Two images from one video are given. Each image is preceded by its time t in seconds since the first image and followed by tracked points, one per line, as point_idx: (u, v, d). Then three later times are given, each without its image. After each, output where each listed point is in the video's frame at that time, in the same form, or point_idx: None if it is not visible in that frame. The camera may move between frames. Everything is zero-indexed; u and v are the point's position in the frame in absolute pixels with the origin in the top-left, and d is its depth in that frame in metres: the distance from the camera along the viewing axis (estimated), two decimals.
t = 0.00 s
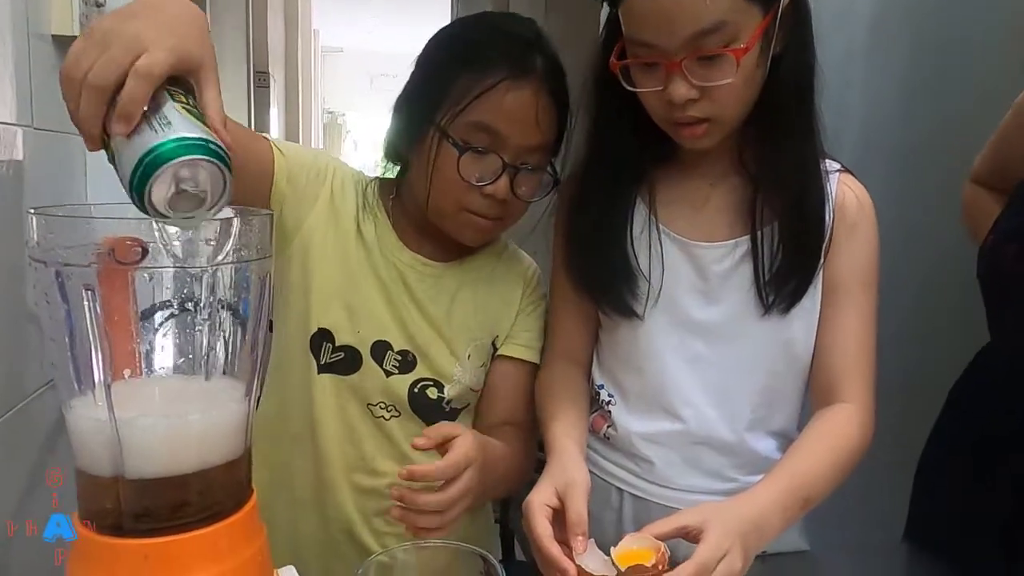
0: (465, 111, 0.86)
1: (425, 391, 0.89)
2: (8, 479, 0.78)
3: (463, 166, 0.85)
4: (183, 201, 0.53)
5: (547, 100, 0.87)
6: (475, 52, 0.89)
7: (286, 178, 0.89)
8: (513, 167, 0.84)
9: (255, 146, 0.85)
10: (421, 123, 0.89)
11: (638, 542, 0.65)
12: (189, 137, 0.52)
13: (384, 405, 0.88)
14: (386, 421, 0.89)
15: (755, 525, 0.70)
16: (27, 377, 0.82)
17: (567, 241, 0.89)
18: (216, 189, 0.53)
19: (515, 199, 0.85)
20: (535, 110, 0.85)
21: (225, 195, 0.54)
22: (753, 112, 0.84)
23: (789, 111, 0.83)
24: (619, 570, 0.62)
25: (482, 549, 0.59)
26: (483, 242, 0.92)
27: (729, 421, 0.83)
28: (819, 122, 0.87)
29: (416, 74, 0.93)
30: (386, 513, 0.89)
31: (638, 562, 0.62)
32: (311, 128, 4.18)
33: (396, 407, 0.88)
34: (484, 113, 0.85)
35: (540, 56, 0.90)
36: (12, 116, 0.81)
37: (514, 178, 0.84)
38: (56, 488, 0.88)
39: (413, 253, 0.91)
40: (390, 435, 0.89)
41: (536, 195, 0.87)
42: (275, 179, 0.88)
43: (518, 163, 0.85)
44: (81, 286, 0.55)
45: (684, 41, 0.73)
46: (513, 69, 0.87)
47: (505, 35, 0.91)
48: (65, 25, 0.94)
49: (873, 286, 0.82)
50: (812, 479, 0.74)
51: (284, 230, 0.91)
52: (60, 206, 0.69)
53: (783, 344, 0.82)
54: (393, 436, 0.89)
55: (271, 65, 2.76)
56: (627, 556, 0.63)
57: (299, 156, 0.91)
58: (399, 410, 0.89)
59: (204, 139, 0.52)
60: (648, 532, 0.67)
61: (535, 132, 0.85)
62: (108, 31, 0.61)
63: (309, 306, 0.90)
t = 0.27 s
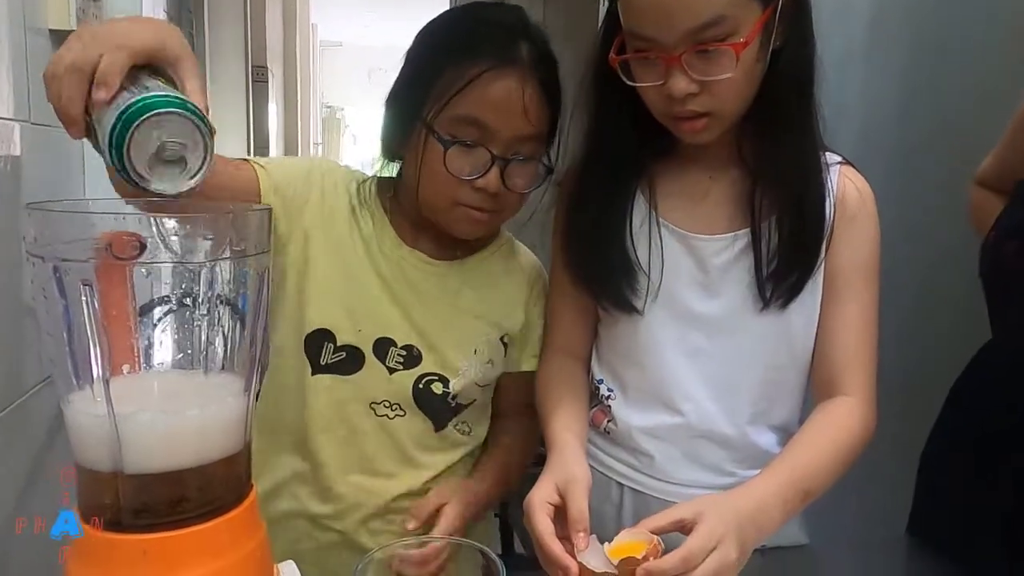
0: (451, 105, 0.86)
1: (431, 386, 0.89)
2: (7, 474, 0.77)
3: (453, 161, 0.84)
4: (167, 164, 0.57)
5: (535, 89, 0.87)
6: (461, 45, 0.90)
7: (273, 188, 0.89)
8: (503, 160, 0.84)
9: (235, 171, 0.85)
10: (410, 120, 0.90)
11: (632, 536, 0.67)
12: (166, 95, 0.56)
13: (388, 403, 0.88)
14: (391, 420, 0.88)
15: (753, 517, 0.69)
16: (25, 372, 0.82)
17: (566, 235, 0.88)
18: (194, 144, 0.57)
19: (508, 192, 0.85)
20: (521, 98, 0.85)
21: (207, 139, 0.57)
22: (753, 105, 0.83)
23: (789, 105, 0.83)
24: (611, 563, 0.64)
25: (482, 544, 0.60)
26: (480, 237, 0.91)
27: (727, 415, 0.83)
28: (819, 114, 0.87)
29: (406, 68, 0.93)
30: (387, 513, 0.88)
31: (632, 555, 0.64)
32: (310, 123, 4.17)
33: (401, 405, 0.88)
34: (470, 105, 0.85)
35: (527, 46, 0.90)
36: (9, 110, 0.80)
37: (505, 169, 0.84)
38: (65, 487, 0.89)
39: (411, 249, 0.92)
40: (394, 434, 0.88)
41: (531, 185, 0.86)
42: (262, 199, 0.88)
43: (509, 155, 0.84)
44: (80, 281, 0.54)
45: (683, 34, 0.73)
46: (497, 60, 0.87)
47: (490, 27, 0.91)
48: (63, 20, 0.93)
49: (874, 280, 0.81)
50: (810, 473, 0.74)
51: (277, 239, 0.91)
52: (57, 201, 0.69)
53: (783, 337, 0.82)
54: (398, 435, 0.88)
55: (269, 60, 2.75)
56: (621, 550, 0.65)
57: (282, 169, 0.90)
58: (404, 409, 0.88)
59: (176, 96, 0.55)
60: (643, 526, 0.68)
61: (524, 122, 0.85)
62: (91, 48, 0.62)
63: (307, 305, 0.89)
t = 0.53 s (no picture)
0: (432, 101, 0.85)
1: (437, 382, 0.88)
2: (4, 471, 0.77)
3: (437, 158, 0.84)
4: (105, 171, 0.50)
5: (518, 79, 0.86)
6: (442, 36, 0.89)
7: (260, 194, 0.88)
8: (487, 154, 0.83)
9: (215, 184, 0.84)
10: (398, 115, 0.89)
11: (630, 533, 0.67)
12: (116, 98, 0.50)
13: (396, 404, 0.87)
14: (398, 422, 0.87)
15: (752, 511, 0.69)
16: (22, 369, 0.81)
17: (564, 229, 0.88)
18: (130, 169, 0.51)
19: (496, 186, 0.84)
20: (502, 88, 0.84)
21: (154, 176, 0.51)
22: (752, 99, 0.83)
23: (789, 97, 0.82)
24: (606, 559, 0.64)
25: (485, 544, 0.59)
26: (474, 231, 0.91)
27: (725, 410, 0.82)
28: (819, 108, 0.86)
29: (391, 62, 0.93)
30: (390, 517, 0.87)
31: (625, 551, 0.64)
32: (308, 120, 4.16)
33: (408, 406, 0.87)
34: (449, 102, 0.84)
35: (508, 34, 0.89)
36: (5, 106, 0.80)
37: (490, 164, 0.83)
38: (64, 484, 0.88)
39: (408, 244, 0.92)
40: (400, 438, 0.87)
41: (520, 178, 0.86)
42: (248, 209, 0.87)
43: (495, 148, 0.84)
44: (74, 277, 0.54)
45: (682, 29, 0.73)
46: (478, 52, 0.86)
47: (471, 17, 0.90)
48: (59, 15, 0.93)
49: (875, 274, 0.81)
50: (810, 467, 0.73)
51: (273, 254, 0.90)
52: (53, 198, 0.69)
53: (784, 330, 0.81)
54: (404, 439, 0.87)
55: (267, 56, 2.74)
56: (616, 547, 0.66)
57: (268, 183, 0.90)
58: (412, 410, 0.87)
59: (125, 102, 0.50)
60: (641, 524, 0.68)
61: (507, 113, 0.84)
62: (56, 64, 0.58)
63: (307, 306, 0.88)
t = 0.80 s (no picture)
0: (411, 81, 0.83)
1: (422, 369, 0.87)
2: None
3: (419, 140, 0.82)
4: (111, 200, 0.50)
5: (498, 57, 0.84)
6: (416, 15, 0.87)
7: (249, 163, 0.86)
8: (471, 136, 0.81)
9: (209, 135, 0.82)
10: (376, 97, 0.87)
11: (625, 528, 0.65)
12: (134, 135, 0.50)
13: (379, 389, 0.86)
14: (381, 407, 0.86)
15: (751, 503, 0.68)
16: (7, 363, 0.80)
17: (559, 216, 0.86)
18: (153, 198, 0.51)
19: (481, 167, 0.82)
20: (484, 67, 0.82)
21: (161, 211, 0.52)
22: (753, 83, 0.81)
23: (789, 78, 0.80)
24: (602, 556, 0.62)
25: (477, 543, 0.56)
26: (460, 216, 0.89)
27: (724, 400, 0.81)
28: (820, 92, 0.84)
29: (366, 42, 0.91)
30: (379, 503, 0.86)
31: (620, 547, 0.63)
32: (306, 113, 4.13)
33: (392, 391, 0.86)
34: (427, 82, 0.82)
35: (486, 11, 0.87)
36: None
37: (474, 146, 0.82)
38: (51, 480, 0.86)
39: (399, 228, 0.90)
40: (385, 422, 0.86)
41: (505, 159, 0.84)
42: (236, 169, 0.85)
43: (478, 129, 0.82)
44: (47, 263, 0.52)
45: (680, 12, 0.71)
46: (456, 30, 0.84)
47: None
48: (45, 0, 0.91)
49: (877, 262, 0.79)
50: (810, 459, 0.72)
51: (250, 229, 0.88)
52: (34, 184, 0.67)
53: (784, 319, 0.80)
54: (388, 422, 0.86)
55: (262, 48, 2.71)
56: (611, 543, 0.64)
57: (257, 144, 0.87)
58: (395, 395, 0.87)
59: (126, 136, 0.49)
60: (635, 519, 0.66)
61: (489, 93, 0.82)
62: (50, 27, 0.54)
63: (292, 293, 0.87)
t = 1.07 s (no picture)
0: (410, 67, 0.80)
1: (408, 360, 0.85)
2: None
3: (417, 129, 0.79)
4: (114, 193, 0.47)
5: (497, 42, 0.81)
6: None
7: (235, 138, 0.83)
8: (470, 125, 0.79)
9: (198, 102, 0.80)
10: (367, 82, 0.83)
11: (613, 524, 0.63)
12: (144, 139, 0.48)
13: (363, 379, 0.84)
14: (365, 398, 0.84)
15: (742, 496, 0.65)
16: None
17: (547, 201, 0.84)
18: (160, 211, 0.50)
19: (478, 157, 0.80)
20: (484, 53, 0.79)
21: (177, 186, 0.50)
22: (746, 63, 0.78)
23: (783, 56, 0.77)
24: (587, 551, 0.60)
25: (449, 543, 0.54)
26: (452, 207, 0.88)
27: (716, 390, 0.78)
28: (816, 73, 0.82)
29: (356, 22, 0.87)
30: (362, 494, 0.84)
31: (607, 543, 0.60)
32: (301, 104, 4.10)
33: (377, 382, 0.84)
34: (428, 66, 0.79)
35: None
36: None
37: (473, 135, 0.79)
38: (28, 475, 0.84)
39: (385, 217, 0.87)
40: (370, 412, 0.84)
41: (501, 149, 0.82)
42: (223, 140, 0.83)
43: (476, 118, 0.80)
44: None
45: None
46: (456, 13, 0.81)
47: None
48: None
49: (873, 247, 0.77)
50: (804, 450, 0.69)
51: (226, 206, 0.86)
52: None
53: (778, 306, 0.77)
54: (373, 413, 0.84)
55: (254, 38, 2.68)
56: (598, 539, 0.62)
57: (247, 118, 0.85)
58: (381, 386, 0.84)
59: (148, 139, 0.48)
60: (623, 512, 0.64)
61: (489, 80, 0.79)
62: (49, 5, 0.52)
63: (274, 280, 0.84)
